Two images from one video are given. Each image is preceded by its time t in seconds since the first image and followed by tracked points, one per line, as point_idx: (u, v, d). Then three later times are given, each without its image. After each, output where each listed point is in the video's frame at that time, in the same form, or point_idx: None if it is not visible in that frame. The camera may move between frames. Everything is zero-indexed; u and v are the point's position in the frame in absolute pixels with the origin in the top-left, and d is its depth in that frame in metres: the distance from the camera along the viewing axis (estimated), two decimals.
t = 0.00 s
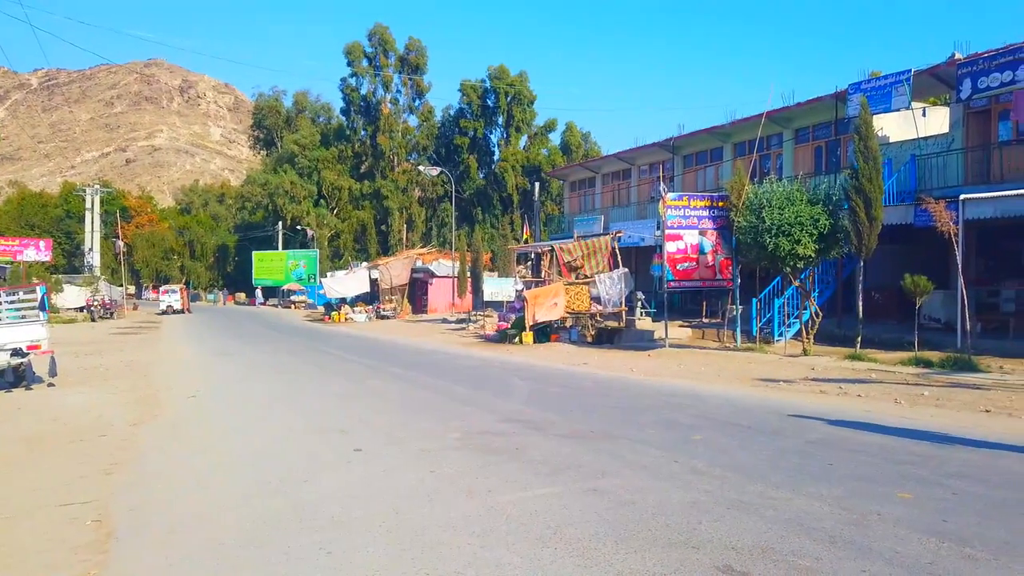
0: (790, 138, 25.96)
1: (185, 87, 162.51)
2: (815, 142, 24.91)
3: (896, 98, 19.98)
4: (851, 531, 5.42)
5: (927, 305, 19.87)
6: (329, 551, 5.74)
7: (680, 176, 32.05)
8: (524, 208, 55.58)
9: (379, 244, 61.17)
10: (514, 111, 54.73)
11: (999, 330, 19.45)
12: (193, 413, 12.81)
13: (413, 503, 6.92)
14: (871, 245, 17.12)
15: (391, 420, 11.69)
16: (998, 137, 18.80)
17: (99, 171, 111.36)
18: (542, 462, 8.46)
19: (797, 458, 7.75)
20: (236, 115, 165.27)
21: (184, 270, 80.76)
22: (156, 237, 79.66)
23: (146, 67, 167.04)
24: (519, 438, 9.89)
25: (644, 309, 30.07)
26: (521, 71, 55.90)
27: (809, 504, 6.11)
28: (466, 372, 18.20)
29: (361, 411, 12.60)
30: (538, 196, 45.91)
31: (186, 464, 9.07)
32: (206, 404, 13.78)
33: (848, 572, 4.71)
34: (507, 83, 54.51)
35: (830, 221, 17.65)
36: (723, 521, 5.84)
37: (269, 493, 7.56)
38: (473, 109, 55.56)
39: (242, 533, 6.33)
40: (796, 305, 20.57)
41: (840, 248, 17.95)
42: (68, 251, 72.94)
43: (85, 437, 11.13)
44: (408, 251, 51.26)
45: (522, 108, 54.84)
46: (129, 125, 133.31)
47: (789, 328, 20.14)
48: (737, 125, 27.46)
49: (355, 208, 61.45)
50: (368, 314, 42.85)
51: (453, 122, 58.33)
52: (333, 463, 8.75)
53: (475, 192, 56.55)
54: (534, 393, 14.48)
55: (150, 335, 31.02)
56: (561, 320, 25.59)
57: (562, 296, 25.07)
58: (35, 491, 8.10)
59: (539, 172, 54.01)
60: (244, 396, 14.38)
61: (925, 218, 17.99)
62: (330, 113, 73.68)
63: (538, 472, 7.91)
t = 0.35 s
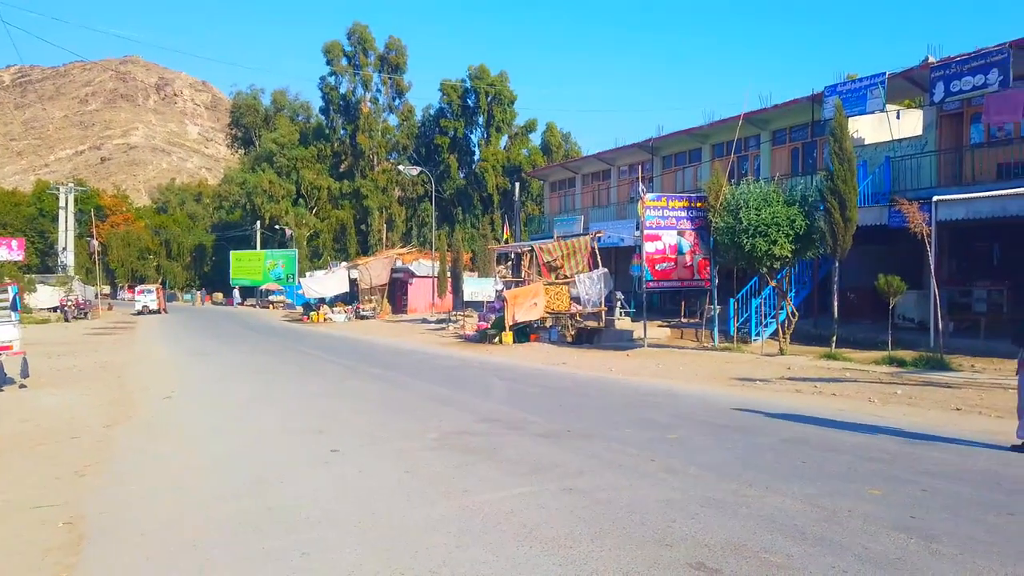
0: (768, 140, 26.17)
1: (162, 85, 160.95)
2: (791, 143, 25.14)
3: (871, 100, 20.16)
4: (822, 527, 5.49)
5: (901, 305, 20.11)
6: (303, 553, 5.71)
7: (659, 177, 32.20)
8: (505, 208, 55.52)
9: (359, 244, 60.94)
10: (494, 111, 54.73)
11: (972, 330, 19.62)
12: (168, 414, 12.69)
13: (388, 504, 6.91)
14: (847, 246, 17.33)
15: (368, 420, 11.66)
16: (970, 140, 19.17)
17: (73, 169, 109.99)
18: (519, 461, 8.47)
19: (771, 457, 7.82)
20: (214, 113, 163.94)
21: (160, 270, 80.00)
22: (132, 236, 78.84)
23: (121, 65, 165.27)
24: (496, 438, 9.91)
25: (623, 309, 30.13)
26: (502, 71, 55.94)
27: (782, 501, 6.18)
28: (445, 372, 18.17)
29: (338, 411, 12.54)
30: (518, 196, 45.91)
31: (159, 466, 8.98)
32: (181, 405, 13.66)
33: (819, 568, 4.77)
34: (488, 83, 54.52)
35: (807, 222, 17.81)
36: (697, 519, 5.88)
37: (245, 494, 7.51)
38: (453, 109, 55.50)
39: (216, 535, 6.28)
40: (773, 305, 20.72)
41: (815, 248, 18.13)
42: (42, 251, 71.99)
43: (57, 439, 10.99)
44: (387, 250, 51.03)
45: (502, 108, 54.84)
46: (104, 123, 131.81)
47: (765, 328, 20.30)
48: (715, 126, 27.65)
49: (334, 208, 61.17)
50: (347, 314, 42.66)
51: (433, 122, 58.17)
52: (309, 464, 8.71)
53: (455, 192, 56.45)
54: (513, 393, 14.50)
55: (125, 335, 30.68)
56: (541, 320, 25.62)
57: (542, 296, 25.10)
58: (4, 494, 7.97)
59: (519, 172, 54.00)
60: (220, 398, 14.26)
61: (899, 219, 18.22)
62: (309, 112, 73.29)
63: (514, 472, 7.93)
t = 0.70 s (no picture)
0: (744, 141, 26.38)
1: (136, 83, 159.17)
2: (767, 145, 25.36)
3: (845, 103, 20.42)
4: (792, 524, 5.56)
5: (874, 304, 20.37)
6: (275, 554, 5.68)
7: (637, 177, 32.35)
8: (484, 207, 55.44)
9: (337, 243, 60.62)
10: (473, 111, 54.68)
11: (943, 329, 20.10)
12: (141, 416, 12.55)
13: (363, 505, 6.89)
14: (820, 246, 17.57)
15: (344, 421, 11.61)
16: (941, 142, 19.51)
17: (45, 168, 108.38)
18: (496, 461, 8.48)
19: (744, 455, 7.89)
20: (189, 111, 162.33)
21: (135, 269, 79.10)
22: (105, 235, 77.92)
23: (94, 62, 163.16)
24: (474, 438, 9.91)
25: (601, 308, 30.22)
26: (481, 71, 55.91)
27: (754, 499, 6.24)
28: (423, 372, 18.13)
29: (314, 412, 12.47)
30: (497, 196, 45.84)
31: (131, 468, 8.88)
32: (154, 406, 13.51)
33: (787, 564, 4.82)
34: (467, 83, 54.49)
35: (781, 222, 17.97)
36: (670, 517, 5.92)
37: (218, 496, 7.45)
38: (432, 108, 55.39)
39: (187, 537, 6.22)
40: (748, 305, 20.93)
41: (790, 249, 18.32)
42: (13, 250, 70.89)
43: (26, 441, 10.83)
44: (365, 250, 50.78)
45: (481, 108, 54.81)
46: (76, 121, 130.10)
47: (741, 328, 20.48)
48: (692, 127, 27.84)
49: (312, 208, 60.81)
50: (324, 314, 42.41)
51: (411, 121, 57.99)
52: (283, 465, 8.67)
53: (434, 191, 56.30)
54: (490, 393, 14.50)
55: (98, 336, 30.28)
56: (519, 319, 25.65)
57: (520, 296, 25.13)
58: None
59: (498, 172, 53.96)
60: (195, 399, 14.12)
61: (872, 220, 18.43)
62: (287, 111, 72.78)
63: (491, 472, 7.93)
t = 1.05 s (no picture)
0: (718, 142, 26.57)
1: (108, 80, 157.10)
2: (741, 146, 25.58)
3: (817, 105, 20.65)
4: (760, 520, 5.61)
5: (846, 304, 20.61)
6: (244, 555, 5.65)
7: (613, 177, 32.45)
8: (460, 207, 55.33)
9: (312, 242, 60.25)
10: (450, 111, 54.60)
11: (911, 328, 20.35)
12: (111, 417, 12.39)
13: (336, 505, 6.85)
14: (793, 246, 17.74)
15: (318, 421, 11.54)
16: (911, 144, 19.74)
17: (13, 166, 106.57)
18: (470, 460, 8.47)
19: (716, 453, 7.94)
20: (162, 109, 160.43)
21: (106, 269, 77.94)
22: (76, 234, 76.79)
23: (64, 58, 160.74)
24: (448, 437, 9.89)
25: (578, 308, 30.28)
26: (458, 70, 55.84)
27: (724, 496, 6.29)
28: (400, 372, 18.07)
29: (287, 413, 12.38)
30: (473, 196, 45.74)
31: (100, 470, 8.77)
32: (125, 408, 13.35)
33: (753, 560, 4.88)
34: (443, 82, 54.40)
35: (755, 223, 18.16)
36: (640, 515, 5.95)
37: (188, 497, 7.39)
38: (408, 107, 55.23)
39: (155, 539, 6.16)
40: (722, 305, 21.11)
41: (763, 249, 18.50)
42: None
43: None
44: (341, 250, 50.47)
45: (458, 107, 54.74)
46: (46, 118, 128.09)
47: (716, 327, 20.65)
48: (668, 128, 27.99)
49: (287, 207, 60.38)
50: (300, 314, 42.14)
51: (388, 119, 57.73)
52: (255, 466, 8.60)
53: (411, 191, 56.09)
54: (466, 392, 14.49)
55: (68, 336, 29.84)
56: (495, 319, 25.67)
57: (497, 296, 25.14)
58: None
59: (475, 172, 53.89)
60: (166, 400, 13.98)
61: (843, 220, 18.65)
62: (261, 109, 72.19)
63: (465, 471, 7.92)
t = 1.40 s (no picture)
0: (692, 143, 26.76)
1: (76, 75, 154.74)
2: (715, 147, 25.79)
3: (789, 107, 20.87)
4: (728, 517, 5.68)
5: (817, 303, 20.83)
6: (213, 556, 5.60)
7: (588, 178, 32.55)
8: (436, 206, 55.15)
9: (286, 241, 59.79)
10: (426, 109, 54.42)
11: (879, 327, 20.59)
12: (78, 418, 12.20)
13: (307, 505, 6.81)
14: (764, 245, 17.85)
15: (291, 421, 11.46)
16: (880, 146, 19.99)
17: None
18: (443, 460, 8.45)
19: (688, 451, 8.00)
20: (133, 105, 158.22)
21: (74, 268, 76.62)
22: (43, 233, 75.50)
23: (31, 54, 158.04)
24: (422, 437, 9.87)
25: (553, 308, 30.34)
26: (433, 69, 55.69)
27: (694, 493, 6.35)
28: (374, 372, 18.00)
29: (260, 413, 12.28)
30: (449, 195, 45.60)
31: (68, 471, 8.64)
32: (93, 409, 13.15)
33: (722, 556, 4.92)
34: (419, 80, 54.23)
35: (727, 223, 18.30)
36: (611, 512, 5.99)
37: (157, 499, 7.31)
38: (383, 106, 54.95)
39: (122, 541, 6.08)
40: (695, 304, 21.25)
41: (735, 249, 18.64)
42: None
43: None
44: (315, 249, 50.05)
45: (434, 106, 54.60)
46: (12, 114, 125.82)
47: (689, 326, 20.79)
48: (642, 129, 28.17)
49: (260, 205, 59.83)
50: (273, 314, 41.78)
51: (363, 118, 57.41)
52: (225, 467, 8.52)
53: (386, 190, 55.80)
54: (440, 392, 14.47)
55: (35, 336, 29.34)
56: (471, 319, 25.64)
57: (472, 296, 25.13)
58: None
59: (451, 171, 53.74)
60: (136, 401, 13.79)
61: (814, 221, 18.88)
62: (234, 106, 71.48)
63: (438, 471, 7.91)
